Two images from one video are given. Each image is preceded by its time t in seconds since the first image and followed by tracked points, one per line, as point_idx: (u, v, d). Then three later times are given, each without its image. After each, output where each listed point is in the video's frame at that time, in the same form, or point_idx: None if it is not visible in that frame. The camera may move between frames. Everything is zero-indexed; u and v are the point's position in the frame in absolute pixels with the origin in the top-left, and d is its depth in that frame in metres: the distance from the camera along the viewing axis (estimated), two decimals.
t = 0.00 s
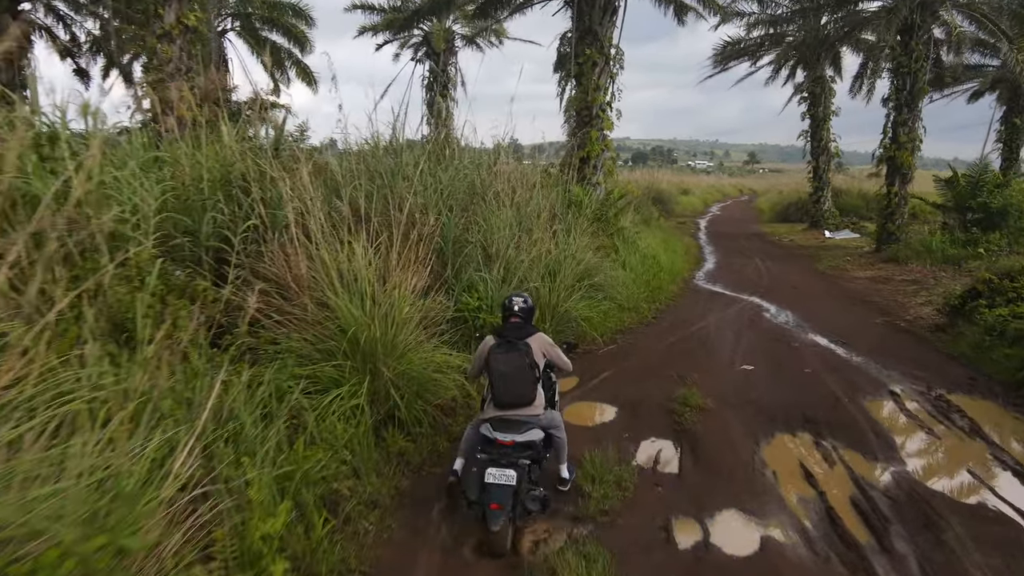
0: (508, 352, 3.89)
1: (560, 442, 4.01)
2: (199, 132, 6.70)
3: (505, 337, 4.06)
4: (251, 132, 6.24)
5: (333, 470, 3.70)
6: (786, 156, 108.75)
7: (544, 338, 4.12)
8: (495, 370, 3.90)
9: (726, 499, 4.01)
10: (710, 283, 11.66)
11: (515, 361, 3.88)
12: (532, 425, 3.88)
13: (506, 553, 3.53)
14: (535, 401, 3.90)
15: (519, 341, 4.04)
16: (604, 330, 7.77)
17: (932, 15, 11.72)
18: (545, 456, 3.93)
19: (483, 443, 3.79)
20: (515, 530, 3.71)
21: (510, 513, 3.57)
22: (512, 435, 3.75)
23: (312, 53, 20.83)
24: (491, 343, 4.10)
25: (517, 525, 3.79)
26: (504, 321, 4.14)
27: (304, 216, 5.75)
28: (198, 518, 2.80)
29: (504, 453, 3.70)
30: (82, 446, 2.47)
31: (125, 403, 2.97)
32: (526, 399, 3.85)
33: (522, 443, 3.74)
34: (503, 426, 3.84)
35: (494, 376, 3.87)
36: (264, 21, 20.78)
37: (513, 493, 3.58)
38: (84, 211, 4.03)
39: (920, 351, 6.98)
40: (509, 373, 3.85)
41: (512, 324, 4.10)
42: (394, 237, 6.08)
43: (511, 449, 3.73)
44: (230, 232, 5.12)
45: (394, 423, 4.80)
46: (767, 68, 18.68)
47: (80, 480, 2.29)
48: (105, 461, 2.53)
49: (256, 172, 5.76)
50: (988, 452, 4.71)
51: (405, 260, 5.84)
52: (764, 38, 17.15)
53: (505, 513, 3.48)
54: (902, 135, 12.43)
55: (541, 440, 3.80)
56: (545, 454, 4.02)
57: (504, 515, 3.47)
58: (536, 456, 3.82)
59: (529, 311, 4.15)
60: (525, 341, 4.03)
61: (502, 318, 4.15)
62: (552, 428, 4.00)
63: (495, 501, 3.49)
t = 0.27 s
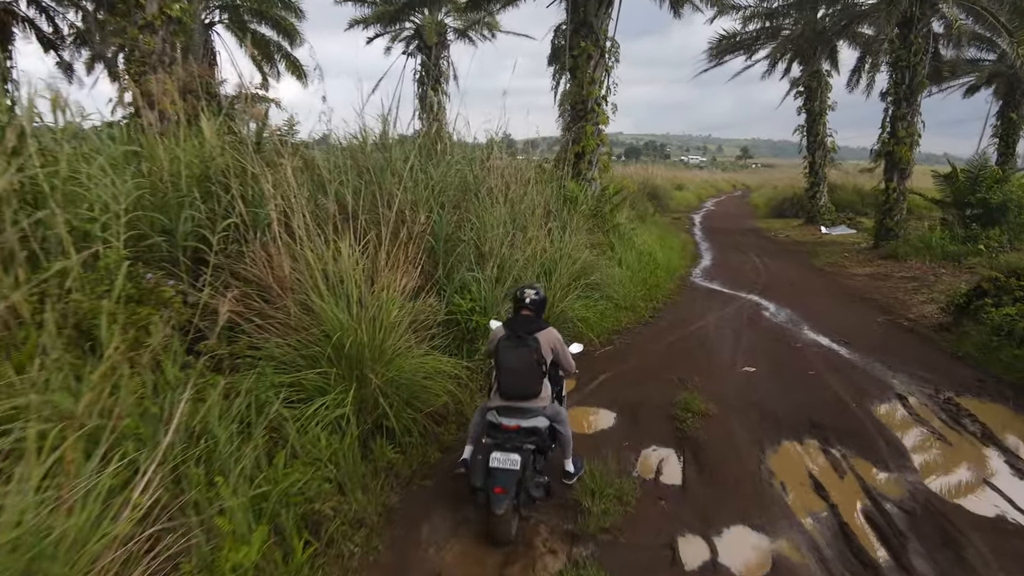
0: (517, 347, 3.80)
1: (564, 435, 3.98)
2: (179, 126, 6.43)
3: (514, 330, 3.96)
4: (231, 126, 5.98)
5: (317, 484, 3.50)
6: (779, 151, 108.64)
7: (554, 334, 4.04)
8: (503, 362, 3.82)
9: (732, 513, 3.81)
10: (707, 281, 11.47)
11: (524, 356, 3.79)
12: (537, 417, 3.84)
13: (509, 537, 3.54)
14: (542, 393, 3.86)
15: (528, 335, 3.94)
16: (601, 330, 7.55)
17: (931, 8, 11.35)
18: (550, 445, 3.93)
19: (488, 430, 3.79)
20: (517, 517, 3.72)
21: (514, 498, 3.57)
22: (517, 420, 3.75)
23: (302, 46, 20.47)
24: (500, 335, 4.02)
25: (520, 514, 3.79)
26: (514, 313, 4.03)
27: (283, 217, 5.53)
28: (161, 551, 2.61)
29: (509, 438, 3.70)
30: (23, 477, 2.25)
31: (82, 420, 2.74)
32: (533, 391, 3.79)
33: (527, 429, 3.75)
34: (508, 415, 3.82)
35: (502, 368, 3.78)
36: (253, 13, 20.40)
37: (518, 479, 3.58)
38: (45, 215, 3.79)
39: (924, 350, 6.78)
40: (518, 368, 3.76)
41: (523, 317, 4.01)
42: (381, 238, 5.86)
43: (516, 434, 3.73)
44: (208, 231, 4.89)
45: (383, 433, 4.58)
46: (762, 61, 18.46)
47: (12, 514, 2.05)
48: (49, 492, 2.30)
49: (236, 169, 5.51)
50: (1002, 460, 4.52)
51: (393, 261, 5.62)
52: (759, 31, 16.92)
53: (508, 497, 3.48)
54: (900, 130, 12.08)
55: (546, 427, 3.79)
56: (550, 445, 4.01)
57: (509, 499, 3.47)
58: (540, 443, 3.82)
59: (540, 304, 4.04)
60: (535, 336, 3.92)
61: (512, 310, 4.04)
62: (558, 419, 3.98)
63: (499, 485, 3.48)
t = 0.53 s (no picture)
0: (526, 332, 3.95)
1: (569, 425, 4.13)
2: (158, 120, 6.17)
3: (525, 316, 4.17)
4: (211, 122, 5.74)
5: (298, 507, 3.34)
6: (771, 146, 108.83)
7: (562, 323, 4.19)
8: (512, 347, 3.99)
9: (738, 529, 3.65)
10: (704, 279, 11.32)
11: (531, 342, 3.94)
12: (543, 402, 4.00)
13: (511, 522, 3.65)
14: (547, 380, 4.01)
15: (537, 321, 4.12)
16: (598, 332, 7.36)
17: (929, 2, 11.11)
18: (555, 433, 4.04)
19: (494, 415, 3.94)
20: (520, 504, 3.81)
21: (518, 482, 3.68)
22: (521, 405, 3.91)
23: (291, 40, 20.11)
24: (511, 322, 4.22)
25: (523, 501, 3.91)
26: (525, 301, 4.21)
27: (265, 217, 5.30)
28: None
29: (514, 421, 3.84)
30: None
31: (33, 441, 2.54)
32: (538, 377, 3.95)
33: (531, 414, 3.90)
34: (515, 401, 3.98)
35: (511, 353, 3.95)
36: (241, 6, 20.01)
37: (522, 462, 3.71)
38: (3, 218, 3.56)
39: (927, 351, 6.61)
40: (525, 352, 3.93)
41: (535, 304, 4.25)
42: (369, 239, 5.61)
43: (520, 418, 3.88)
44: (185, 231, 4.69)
45: (371, 444, 4.39)
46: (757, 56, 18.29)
47: None
48: None
49: (216, 166, 5.28)
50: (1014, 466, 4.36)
51: (381, 263, 5.40)
52: (754, 26, 16.74)
53: (511, 479, 3.60)
54: (898, 125, 11.94)
55: (551, 414, 3.92)
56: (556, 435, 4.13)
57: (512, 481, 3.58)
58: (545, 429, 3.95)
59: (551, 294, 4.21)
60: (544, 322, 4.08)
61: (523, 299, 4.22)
62: (563, 409, 4.12)
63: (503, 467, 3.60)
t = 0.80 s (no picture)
0: (531, 328, 4.11)
1: (576, 422, 4.23)
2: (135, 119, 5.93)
3: (532, 313, 4.31)
4: (191, 121, 5.52)
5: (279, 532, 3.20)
6: (761, 146, 109.29)
7: (569, 321, 4.33)
8: (519, 344, 4.15)
9: (743, 548, 3.49)
10: (698, 280, 11.19)
11: (537, 338, 4.09)
12: (549, 398, 4.13)
13: (516, 513, 3.75)
14: (554, 376, 4.15)
15: (544, 318, 4.27)
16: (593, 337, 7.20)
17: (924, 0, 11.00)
18: (561, 429, 4.16)
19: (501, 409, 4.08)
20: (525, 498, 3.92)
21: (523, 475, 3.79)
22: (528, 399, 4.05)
23: (278, 38, 19.76)
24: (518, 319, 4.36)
25: (529, 495, 4.01)
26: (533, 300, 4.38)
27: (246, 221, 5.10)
28: None
29: (521, 415, 3.98)
30: None
31: None
32: (545, 373, 4.09)
33: (537, 408, 4.03)
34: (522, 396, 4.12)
35: (518, 349, 4.12)
36: (226, 3, 19.65)
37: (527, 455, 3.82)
38: None
39: (927, 355, 6.49)
40: (531, 348, 4.09)
41: (541, 301, 4.40)
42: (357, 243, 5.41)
43: (527, 412, 4.02)
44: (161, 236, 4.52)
45: (357, 460, 4.22)
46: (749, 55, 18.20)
47: None
48: None
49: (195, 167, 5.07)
50: None
51: (369, 269, 5.19)
52: (746, 25, 16.64)
53: (516, 471, 3.70)
54: (892, 125, 11.85)
55: (556, 408, 4.04)
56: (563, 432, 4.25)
57: (517, 473, 3.69)
58: (551, 424, 4.08)
59: (558, 292, 4.37)
60: (550, 319, 4.23)
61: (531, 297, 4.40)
62: (571, 406, 4.24)
63: (509, 459, 3.73)
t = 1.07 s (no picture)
0: (537, 329, 4.25)
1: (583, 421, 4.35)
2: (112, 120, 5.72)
3: (538, 314, 4.43)
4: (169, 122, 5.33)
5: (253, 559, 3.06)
6: (750, 149, 109.92)
7: (576, 322, 4.41)
8: (526, 344, 4.30)
9: (747, 569, 3.33)
10: (691, 284, 11.09)
11: (543, 338, 4.23)
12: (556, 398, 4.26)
13: (522, 507, 3.87)
14: (561, 376, 4.29)
15: (550, 319, 4.40)
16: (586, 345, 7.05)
17: (916, 2, 10.97)
18: (567, 428, 4.28)
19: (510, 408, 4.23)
20: (532, 495, 4.03)
21: (529, 471, 3.91)
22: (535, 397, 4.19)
23: (266, 40, 19.51)
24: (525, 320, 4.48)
25: (537, 493, 4.11)
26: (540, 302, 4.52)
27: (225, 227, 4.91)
28: None
29: (528, 413, 4.12)
30: None
31: None
32: (551, 372, 4.23)
33: (544, 406, 4.16)
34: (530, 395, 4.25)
35: (525, 349, 4.27)
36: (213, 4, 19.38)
37: (533, 452, 3.93)
38: None
39: (926, 361, 6.36)
40: (537, 348, 4.23)
41: (546, 302, 4.49)
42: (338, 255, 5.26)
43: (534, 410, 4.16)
44: (136, 244, 4.34)
45: (342, 477, 4.05)
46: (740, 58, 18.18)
47: None
48: None
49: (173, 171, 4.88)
50: None
51: (354, 277, 5.01)
52: (737, 27, 16.60)
53: (522, 466, 3.84)
54: (885, 127, 11.80)
55: (563, 407, 4.17)
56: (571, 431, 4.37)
57: (522, 468, 3.82)
58: (557, 422, 4.21)
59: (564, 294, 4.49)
60: (556, 320, 4.36)
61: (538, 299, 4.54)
62: (579, 407, 4.36)
63: (515, 454, 3.86)
